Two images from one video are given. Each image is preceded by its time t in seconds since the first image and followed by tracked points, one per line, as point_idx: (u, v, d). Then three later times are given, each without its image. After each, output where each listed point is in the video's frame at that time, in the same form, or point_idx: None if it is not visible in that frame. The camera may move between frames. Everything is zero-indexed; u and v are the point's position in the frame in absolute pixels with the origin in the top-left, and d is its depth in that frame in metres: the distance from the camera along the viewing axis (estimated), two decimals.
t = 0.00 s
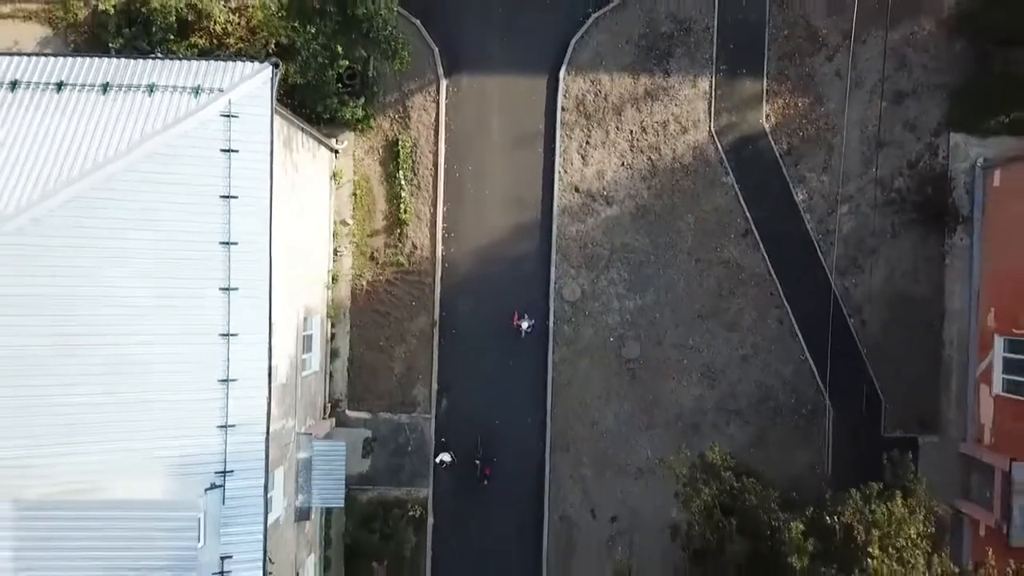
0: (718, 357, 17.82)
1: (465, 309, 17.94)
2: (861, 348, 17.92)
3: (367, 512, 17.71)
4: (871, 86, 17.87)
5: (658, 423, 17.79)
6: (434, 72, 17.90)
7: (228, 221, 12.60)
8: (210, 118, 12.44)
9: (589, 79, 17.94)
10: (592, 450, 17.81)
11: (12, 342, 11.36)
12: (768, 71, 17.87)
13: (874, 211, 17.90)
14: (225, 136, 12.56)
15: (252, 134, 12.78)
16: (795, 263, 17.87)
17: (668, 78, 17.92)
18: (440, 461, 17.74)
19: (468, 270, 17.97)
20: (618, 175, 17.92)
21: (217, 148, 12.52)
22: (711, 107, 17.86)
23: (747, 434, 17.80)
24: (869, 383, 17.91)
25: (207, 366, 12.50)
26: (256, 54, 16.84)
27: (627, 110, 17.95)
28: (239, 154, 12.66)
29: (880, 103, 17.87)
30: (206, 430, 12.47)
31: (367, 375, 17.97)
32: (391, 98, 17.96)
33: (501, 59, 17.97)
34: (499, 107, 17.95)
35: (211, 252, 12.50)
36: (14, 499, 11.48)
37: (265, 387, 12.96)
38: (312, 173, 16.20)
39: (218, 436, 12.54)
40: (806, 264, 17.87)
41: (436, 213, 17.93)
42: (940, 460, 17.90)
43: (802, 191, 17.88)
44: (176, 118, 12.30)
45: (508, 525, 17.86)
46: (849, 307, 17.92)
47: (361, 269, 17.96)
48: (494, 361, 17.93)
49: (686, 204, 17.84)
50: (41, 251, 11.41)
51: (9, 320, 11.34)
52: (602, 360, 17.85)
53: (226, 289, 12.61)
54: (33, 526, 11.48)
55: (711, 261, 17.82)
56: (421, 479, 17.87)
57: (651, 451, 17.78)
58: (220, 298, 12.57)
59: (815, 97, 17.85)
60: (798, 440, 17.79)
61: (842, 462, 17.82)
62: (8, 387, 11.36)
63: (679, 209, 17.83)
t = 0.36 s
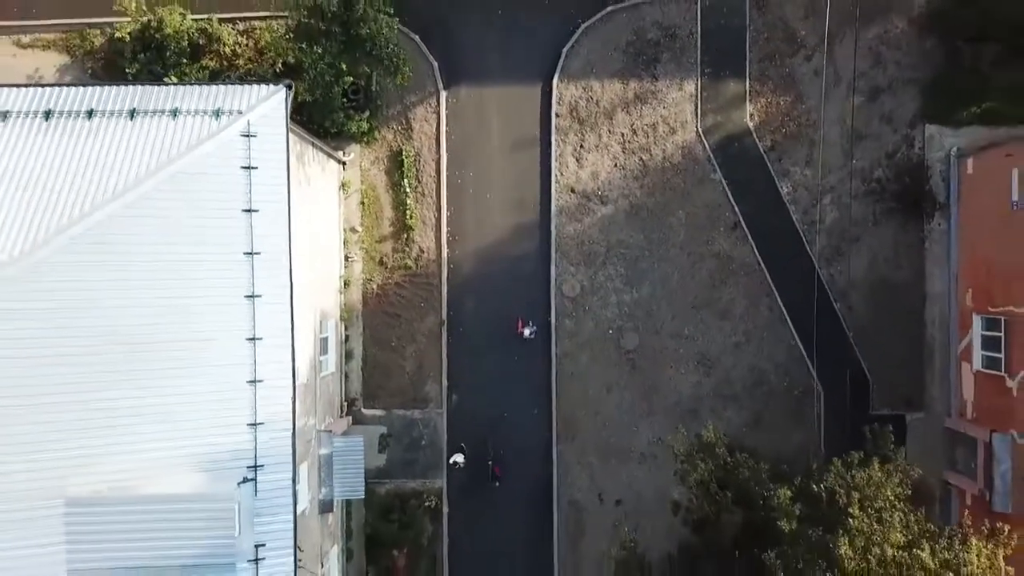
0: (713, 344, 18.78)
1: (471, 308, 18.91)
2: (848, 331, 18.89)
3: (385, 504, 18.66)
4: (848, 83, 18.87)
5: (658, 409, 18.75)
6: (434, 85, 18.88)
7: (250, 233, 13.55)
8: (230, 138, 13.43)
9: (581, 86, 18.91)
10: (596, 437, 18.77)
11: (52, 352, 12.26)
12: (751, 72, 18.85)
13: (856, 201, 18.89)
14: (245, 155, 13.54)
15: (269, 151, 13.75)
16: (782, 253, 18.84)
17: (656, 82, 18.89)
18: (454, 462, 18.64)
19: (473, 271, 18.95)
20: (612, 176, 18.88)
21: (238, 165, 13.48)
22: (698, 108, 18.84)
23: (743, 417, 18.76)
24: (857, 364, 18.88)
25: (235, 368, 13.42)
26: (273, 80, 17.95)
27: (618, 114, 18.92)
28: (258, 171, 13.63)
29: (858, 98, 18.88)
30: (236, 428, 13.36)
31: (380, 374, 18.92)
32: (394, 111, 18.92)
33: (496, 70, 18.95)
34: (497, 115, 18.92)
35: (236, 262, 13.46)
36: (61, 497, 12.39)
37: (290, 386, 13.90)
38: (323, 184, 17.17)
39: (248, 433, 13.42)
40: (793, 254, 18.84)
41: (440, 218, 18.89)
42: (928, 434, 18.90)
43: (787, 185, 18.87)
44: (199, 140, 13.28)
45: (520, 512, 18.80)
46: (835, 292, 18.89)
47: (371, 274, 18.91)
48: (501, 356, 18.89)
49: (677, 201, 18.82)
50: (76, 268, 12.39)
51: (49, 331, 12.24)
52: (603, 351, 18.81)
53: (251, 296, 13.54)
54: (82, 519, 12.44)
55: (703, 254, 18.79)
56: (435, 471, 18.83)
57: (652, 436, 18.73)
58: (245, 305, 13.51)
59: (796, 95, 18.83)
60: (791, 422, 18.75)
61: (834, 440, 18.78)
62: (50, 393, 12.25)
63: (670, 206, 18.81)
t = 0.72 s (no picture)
0: (708, 333, 19.74)
1: (476, 309, 19.87)
2: (836, 315, 19.85)
3: (403, 498, 19.61)
4: (826, 80, 19.84)
5: (659, 397, 19.70)
6: (432, 98, 19.84)
7: (269, 247, 14.50)
8: (248, 159, 14.42)
9: (572, 93, 19.87)
10: (600, 426, 19.74)
11: (94, 366, 13.33)
12: (733, 72, 19.80)
13: (838, 191, 19.85)
14: (261, 175, 14.52)
15: (283, 170, 14.71)
16: (770, 243, 19.80)
17: (643, 86, 19.84)
18: (467, 464, 19.55)
19: (477, 273, 19.91)
20: (605, 177, 19.84)
21: (255, 185, 14.47)
22: (684, 109, 19.80)
23: (739, 401, 19.71)
24: (846, 346, 19.82)
25: (260, 373, 14.36)
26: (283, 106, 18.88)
27: (608, 117, 19.88)
28: (274, 189, 14.60)
29: (836, 93, 19.84)
30: (264, 430, 14.34)
31: (393, 375, 19.88)
32: (394, 124, 19.86)
33: (491, 81, 19.91)
34: (493, 123, 19.89)
35: (257, 274, 14.41)
36: (106, 499, 13.40)
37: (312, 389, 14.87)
38: (332, 197, 18.13)
39: (275, 434, 14.39)
40: (780, 244, 19.80)
41: (443, 224, 19.85)
42: (917, 409, 19.74)
43: (772, 178, 19.82)
44: (219, 161, 14.29)
45: (531, 500, 19.77)
46: (822, 278, 19.84)
47: (380, 280, 19.88)
48: (507, 353, 19.86)
49: (667, 198, 19.79)
50: (111, 288, 13.44)
51: (90, 347, 13.29)
52: (604, 344, 19.77)
53: (272, 306, 14.48)
54: (127, 518, 13.48)
55: (694, 248, 19.76)
56: (449, 464, 19.79)
57: (654, 423, 19.69)
58: (268, 314, 14.45)
59: (777, 92, 19.79)
60: (785, 403, 19.71)
61: (828, 419, 19.71)
62: (93, 403, 13.30)
63: (661, 204, 19.78)
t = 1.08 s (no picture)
0: (703, 322, 20.71)
1: (481, 310, 20.85)
2: (824, 299, 20.81)
3: (420, 495, 20.55)
4: (803, 76, 20.82)
5: (659, 385, 20.67)
6: (429, 112, 20.82)
7: (286, 262, 15.48)
8: (262, 181, 15.41)
9: (563, 100, 20.84)
10: (605, 416, 20.69)
11: (129, 381, 14.27)
12: (714, 73, 20.79)
13: (820, 181, 20.83)
14: (275, 195, 15.50)
15: (296, 189, 15.71)
16: (758, 234, 20.77)
17: (630, 90, 20.82)
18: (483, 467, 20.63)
19: (480, 277, 20.89)
20: (598, 179, 20.82)
21: (270, 204, 15.45)
22: (669, 110, 20.79)
23: (736, 386, 20.68)
24: (836, 328, 20.79)
25: (284, 380, 15.35)
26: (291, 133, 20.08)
27: (598, 122, 20.85)
28: (288, 207, 15.58)
29: (813, 88, 20.82)
30: (289, 434, 15.28)
31: (405, 377, 20.85)
32: (394, 138, 20.83)
33: (485, 93, 20.90)
34: (489, 133, 20.87)
35: (276, 288, 15.39)
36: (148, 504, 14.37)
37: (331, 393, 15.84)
38: (340, 211, 19.09)
39: (299, 437, 15.32)
40: (768, 234, 20.76)
41: (446, 231, 20.82)
42: (905, 385, 20.72)
43: (757, 172, 20.80)
44: (235, 184, 15.25)
45: (543, 491, 20.70)
46: (809, 265, 20.81)
47: (388, 288, 20.83)
48: (512, 351, 20.82)
49: (658, 196, 20.77)
50: (141, 308, 14.38)
51: (125, 364, 14.25)
52: (604, 338, 20.75)
53: (292, 317, 15.48)
54: (168, 522, 14.46)
55: (686, 243, 20.73)
56: (463, 459, 20.76)
57: (656, 410, 20.64)
58: (288, 325, 15.44)
59: (757, 90, 20.76)
60: (780, 385, 20.68)
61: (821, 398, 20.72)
62: (132, 416, 14.27)
63: (653, 202, 20.75)
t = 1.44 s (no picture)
0: (697, 312, 21.69)
1: (485, 312, 21.84)
2: (812, 284, 21.79)
3: (436, 490, 21.51)
4: (781, 72, 21.79)
5: (659, 375, 21.64)
6: (426, 125, 21.80)
7: (301, 276, 16.42)
8: (275, 202, 16.40)
9: (553, 107, 21.81)
10: (608, 406, 21.66)
11: (160, 394, 15.17)
12: (696, 74, 21.77)
13: (803, 172, 21.81)
14: (288, 213, 16.47)
15: (306, 207, 16.65)
16: (746, 225, 21.74)
17: (617, 94, 21.80)
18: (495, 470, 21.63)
19: (483, 280, 21.87)
20: (590, 180, 21.79)
21: (283, 223, 16.41)
22: (655, 112, 21.76)
23: (732, 371, 21.66)
24: (824, 311, 21.78)
25: (305, 387, 16.30)
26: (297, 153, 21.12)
27: (587, 126, 21.83)
28: (300, 226, 16.53)
29: (791, 84, 21.79)
30: (313, 437, 16.25)
31: (416, 379, 21.82)
32: (394, 152, 21.81)
33: (478, 104, 21.88)
34: (484, 142, 21.87)
35: (293, 301, 16.36)
36: (184, 509, 15.31)
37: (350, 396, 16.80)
38: (347, 224, 20.05)
39: (323, 439, 16.31)
40: (755, 225, 21.74)
41: (448, 237, 21.79)
42: (894, 361, 21.67)
43: (742, 166, 21.77)
44: (251, 206, 16.29)
45: (553, 481, 21.66)
46: (797, 252, 21.79)
47: (396, 295, 21.81)
48: (517, 349, 21.80)
49: (649, 194, 21.74)
50: (168, 324, 15.32)
51: (155, 378, 15.15)
52: (604, 332, 21.71)
53: (309, 327, 16.44)
54: (205, 525, 15.41)
55: (677, 237, 21.71)
56: (475, 455, 21.72)
57: (657, 399, 21.60)
58: (305, 335, 16.40)
59: (738, 88, 21.74)
60: (774, 369, 21.66)
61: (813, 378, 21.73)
62: (164, 426, 15.19)
63: (643, 200, 21.73)
